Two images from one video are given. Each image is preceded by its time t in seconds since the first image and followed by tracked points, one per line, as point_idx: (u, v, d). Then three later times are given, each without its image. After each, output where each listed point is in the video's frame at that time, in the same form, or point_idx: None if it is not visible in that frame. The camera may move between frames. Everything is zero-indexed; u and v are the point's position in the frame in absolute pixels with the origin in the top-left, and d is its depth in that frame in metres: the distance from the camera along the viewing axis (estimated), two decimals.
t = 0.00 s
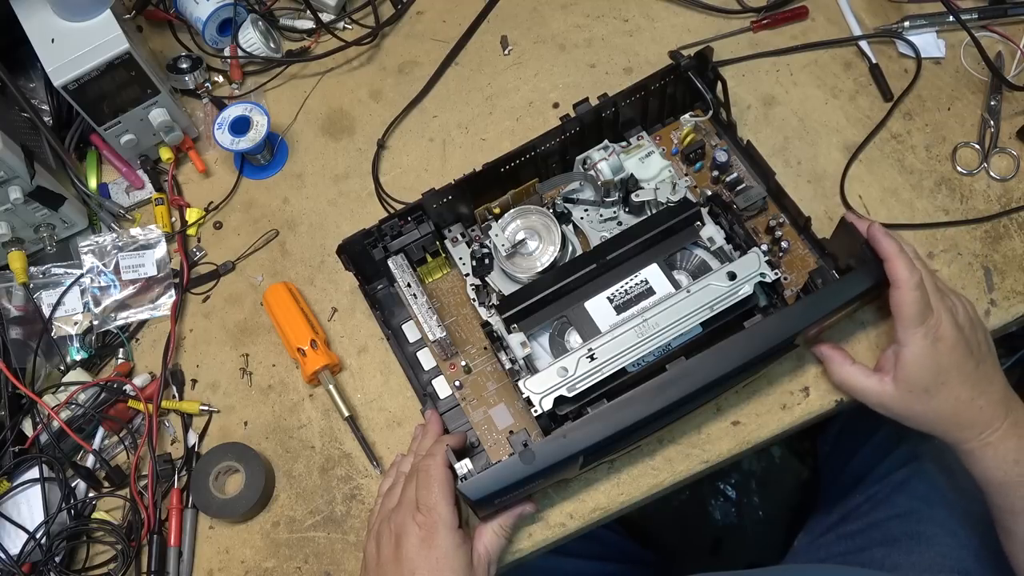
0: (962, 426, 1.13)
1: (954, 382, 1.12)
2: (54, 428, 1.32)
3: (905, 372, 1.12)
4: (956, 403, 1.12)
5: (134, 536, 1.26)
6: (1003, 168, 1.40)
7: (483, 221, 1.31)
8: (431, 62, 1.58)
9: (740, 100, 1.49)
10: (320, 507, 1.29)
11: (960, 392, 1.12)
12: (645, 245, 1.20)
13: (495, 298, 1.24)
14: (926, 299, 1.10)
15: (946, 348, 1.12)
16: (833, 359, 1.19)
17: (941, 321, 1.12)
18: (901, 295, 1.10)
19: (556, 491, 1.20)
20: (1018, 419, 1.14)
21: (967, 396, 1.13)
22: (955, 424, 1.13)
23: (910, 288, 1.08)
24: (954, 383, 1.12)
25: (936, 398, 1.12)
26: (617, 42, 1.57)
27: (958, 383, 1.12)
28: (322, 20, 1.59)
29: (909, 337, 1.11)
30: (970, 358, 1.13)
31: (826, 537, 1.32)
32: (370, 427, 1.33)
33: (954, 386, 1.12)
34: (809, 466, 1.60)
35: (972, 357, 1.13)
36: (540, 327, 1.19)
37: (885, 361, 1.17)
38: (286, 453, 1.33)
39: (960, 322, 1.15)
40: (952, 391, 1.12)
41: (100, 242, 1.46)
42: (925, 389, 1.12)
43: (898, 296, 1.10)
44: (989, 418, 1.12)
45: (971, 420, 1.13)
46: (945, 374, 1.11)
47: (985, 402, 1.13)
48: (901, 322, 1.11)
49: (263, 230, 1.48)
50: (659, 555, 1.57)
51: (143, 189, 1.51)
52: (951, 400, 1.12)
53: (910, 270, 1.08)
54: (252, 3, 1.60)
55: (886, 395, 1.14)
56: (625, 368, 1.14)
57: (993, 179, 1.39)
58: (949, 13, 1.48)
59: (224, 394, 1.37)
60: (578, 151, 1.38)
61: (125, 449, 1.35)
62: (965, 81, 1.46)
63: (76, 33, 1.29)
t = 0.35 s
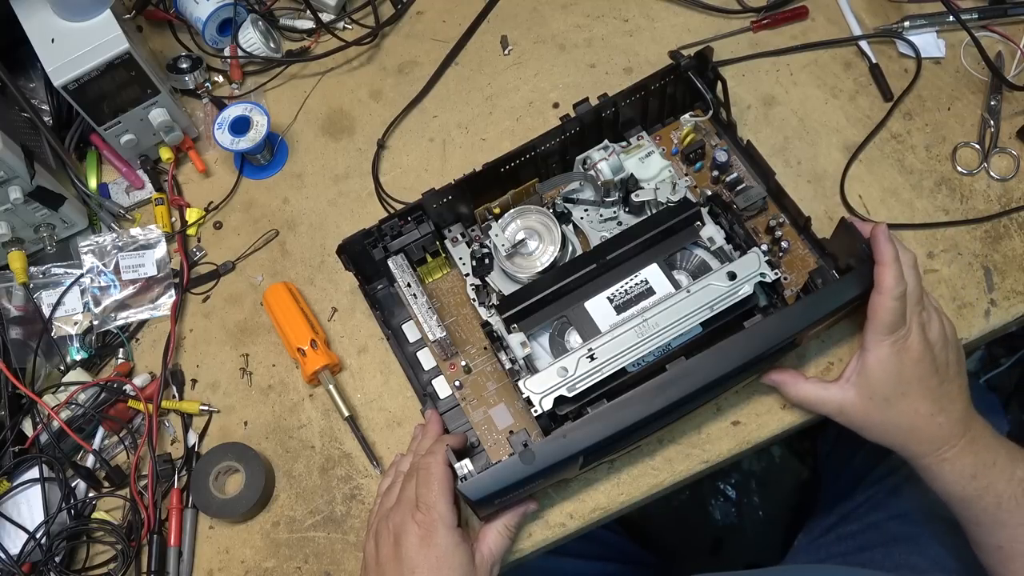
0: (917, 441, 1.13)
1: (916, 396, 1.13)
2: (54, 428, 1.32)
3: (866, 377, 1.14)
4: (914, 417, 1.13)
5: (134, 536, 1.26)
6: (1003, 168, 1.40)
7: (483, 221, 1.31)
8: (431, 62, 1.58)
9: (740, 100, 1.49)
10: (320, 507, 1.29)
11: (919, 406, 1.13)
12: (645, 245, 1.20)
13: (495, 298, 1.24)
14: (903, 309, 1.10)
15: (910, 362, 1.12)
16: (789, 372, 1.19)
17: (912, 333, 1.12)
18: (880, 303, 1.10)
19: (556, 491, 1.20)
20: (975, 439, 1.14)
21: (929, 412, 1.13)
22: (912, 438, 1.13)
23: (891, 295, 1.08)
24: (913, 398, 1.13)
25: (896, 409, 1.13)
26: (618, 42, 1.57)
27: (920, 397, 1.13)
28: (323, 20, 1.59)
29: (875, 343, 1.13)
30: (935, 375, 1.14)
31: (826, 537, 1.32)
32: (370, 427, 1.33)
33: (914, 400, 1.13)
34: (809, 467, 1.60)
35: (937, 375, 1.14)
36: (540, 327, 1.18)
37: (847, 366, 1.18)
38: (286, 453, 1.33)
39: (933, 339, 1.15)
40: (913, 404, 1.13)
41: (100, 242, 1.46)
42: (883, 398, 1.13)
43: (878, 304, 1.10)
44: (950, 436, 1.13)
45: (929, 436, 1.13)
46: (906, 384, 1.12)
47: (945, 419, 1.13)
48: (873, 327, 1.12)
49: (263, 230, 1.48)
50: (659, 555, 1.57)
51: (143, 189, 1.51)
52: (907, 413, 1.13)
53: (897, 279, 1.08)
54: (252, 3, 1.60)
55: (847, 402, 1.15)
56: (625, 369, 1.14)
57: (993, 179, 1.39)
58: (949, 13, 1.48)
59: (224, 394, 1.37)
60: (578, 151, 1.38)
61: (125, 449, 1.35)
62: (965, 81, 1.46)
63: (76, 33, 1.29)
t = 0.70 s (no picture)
0: (912, 445, 1.13)
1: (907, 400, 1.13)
2: (54, 428, 1.32)
3: (859, 379, 1.14)
4: (907, 421, 1.13)
5: (134, 536, 1.26)
6: (1003, 168, 1.40)
7: (483, 221, 1.31)
8: (431, 62, 1.58)
9: (740, 100, 1.49)
10: (320, 507, 1.29)
11: (911, 410, 1.13)
12: (645, 245, 1.20)
13: (495, 297, 1.24)
14: (897, 313, 1.10)
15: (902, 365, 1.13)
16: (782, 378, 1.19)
17: (906, 336, 1.13)
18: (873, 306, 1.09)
19: (556, 491, 1.20)
20: (969, 442, 1.14)
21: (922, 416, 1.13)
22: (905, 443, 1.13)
23: (886, 298, 1.08)
24: (904, 402, 1.13)
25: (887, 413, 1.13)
26: (618, 42, 1.57)
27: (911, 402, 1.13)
28: (322, 20, 1.59)
29: (868, 345, 1.13)
30: (929, 379, 1.14)
31: (826, 537, 1.32)
32: (370, 427, 1.33)
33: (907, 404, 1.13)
34: (809, 467, 1.60)
35: (930, 378, 1.14)
36: (540, 327, 1.19)
37: (842, 370, 1.18)
38: (286, 453, 1.33)
39: (926, 343, 1.15)
40: (904, 408, 1.13)
41: (100, 242, 1.46)
42: (878, 401, 1.13)
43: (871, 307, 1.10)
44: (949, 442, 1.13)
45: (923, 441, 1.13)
46: (900, 387, 1.13)
47: (939, 422, 1.13)
48: (866, 329, 1.12)
49: (263, 230, 1.48)
50: (659, 555, 1.57)
51: (143, 189, 1.51)
52: (901, 416, 1.13)
53: (892, 281, 1.07)
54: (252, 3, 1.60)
55: (839, 405, 1.15)
56: (625, 369, 1.14)
57: (993, 179, 1.39)
58: (949, 13, 1.48)
59: (224, 394, 1.37)
60: (578, 151, 1.38)
61: (125, 449, 1.35)
62: (965, 81, 1.46)
63: (76, 33, 1.29)
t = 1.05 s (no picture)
0: (954, 430, 1.12)
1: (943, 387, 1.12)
2: (54, 428, 1.32)
3: (892, 372, 1.14)
4: (946, 408, 1.12)
5: (134, 536, 1.26)
6: (1003, 168, 1.40)
7: (483, 221, 1.31)
8: (431, 62, 1.58)
9: (740, 100, 1.49)
10: (320, 507, 1.29)
11: (949, 396, 1.12)
12: (645, 245, 1.20)
13: (495, 297, 1.24)
14: (920, 301, 1.10)
15: (936, 352, 1.12)
16: (817, 375, 1.19)
17: (932, 323, 1.13)
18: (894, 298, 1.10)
19: (556, 491, 1.20)
20: (1008, 426, 1.14)
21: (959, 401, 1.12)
22: (947, 429, 1.12)
23: (904, 289, 1.08)
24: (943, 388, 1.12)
25: (926, 401, 1.12)
26: (618, 42, 1.57)
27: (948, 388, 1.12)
28: (322, 20, 1.59)
29: (896, 337, 1.13)
30: (961, 363, 1.14)
31: (826, 537, 1.32)
32: (370, 427, 1.33)
33: (943, 390, 1.12)
34: (809, 466, 1.60)
35: (963, 361, 1.14)
36: (540, 327, 1.19)
37: (874, 364, 1.18)
38: (286, 453, 1.33)
39: (953, 327, 1.15)
40: (943, 395, 1.12)
41: (100, 242, 1.46)
42: (913, 392, 1.13)
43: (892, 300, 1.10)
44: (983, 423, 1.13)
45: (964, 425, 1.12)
46: (934, 375, 1.12)
47: (977, 404, 1.12)
48: (892, 321, 1.12)
49: (263, 230, 1.48)
50: (659, 555, 1.57)
51: (143, 189, 1.51)
52: (940, 402, 1.12)
53: (907, 272, 1.08)
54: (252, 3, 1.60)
55: (877, 398, 1.14)
56: (625, 369, 1.14)
57: (993, 179, 1.39)
58: (949, 13, 1.48)
59: (224, 394, 1.37)
60: (578, 151, 1.38)
61: (125, 449, 1.35)
62: (965, 81, 1.46)
63: (75, 32, 1.29)
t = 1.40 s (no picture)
0: (943, 438, 1.13)
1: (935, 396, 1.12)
2: (54, 428, 1.32)
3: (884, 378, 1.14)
4: (937, 416, 1.12)
5: (134, 536, 1.26)
6: (1003, 168, 1.40)
7: (483, 221, 1.31)
8: (431, 62, 1.58)
9: (740, 99, 1.49)
10: (320, 507, 1.29)
11: (939, 405, 1.13)
12: (645, 245, 1.20)
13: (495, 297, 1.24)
14: (914, 312, 1.10)
15: (929, 361, 1.12)
16: (810, 377, 1.19)
17: (926, 332, 1.13)
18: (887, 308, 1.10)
19: (556, 491, 1.20)
20: (1000, 433, 1.14)
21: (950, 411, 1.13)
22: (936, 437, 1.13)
23: (898, 300, 1.08)
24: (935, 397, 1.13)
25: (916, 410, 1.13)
26: (618, 42, 1.57)
27: (939, 397, 1.12)
28: (322, 20, 1.59)
29: (890, 346, 1.13)
30: (954, 372, 1.13)
31: (826, 537, 1.32)
32: (370, 427, 1.33)
33: (935, 398, 1.13)
34: (809, 466, 1.60)
35: (956, 370, 1.14)
36: (540, 327, 1.19)
37: (868, 368, 1.18)
38: (286, 453, 1.33)
39: (948, 335, 1.15)
40: (934, 404, 1.13)
41: (100, 242, 1.46)
42: (904, 399, 1.13)
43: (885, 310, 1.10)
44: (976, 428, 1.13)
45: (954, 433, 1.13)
46: (925, 384, 1.12)
47: (967, 414, 1.13)
48: (885, 330, 1.12)
49: (263, 230, 1.48)
50: (659, 555, 1.57)
51: (143, 189, 1.51)
52: (931, 411, 1.13)
53: (900, 283, 1.08)
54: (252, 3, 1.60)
55: (868, 403, 1.15)
56: (625, 368, 1.14)
57: (993, 179, 1.39)
58: (949, 12, 1.48)
59: (224, 394, 1.37)
60: (578, 151, 1.38)
61: (125, 449, 1.35)
62: (965, 81, 1.46)
63: (75, 32, 1.29)
